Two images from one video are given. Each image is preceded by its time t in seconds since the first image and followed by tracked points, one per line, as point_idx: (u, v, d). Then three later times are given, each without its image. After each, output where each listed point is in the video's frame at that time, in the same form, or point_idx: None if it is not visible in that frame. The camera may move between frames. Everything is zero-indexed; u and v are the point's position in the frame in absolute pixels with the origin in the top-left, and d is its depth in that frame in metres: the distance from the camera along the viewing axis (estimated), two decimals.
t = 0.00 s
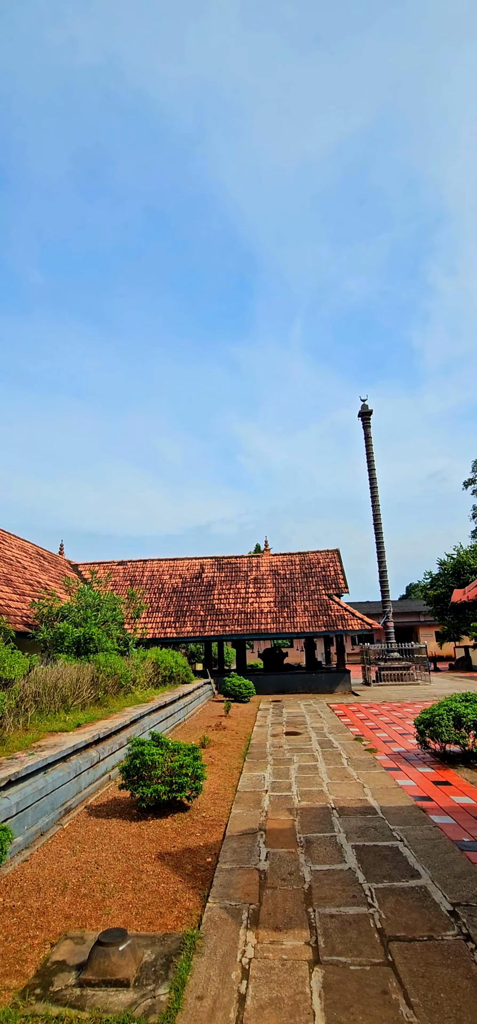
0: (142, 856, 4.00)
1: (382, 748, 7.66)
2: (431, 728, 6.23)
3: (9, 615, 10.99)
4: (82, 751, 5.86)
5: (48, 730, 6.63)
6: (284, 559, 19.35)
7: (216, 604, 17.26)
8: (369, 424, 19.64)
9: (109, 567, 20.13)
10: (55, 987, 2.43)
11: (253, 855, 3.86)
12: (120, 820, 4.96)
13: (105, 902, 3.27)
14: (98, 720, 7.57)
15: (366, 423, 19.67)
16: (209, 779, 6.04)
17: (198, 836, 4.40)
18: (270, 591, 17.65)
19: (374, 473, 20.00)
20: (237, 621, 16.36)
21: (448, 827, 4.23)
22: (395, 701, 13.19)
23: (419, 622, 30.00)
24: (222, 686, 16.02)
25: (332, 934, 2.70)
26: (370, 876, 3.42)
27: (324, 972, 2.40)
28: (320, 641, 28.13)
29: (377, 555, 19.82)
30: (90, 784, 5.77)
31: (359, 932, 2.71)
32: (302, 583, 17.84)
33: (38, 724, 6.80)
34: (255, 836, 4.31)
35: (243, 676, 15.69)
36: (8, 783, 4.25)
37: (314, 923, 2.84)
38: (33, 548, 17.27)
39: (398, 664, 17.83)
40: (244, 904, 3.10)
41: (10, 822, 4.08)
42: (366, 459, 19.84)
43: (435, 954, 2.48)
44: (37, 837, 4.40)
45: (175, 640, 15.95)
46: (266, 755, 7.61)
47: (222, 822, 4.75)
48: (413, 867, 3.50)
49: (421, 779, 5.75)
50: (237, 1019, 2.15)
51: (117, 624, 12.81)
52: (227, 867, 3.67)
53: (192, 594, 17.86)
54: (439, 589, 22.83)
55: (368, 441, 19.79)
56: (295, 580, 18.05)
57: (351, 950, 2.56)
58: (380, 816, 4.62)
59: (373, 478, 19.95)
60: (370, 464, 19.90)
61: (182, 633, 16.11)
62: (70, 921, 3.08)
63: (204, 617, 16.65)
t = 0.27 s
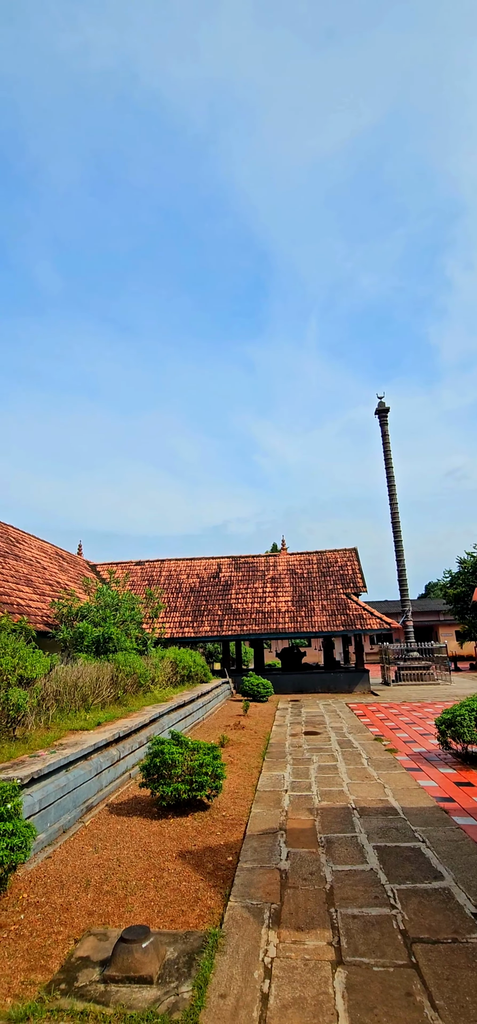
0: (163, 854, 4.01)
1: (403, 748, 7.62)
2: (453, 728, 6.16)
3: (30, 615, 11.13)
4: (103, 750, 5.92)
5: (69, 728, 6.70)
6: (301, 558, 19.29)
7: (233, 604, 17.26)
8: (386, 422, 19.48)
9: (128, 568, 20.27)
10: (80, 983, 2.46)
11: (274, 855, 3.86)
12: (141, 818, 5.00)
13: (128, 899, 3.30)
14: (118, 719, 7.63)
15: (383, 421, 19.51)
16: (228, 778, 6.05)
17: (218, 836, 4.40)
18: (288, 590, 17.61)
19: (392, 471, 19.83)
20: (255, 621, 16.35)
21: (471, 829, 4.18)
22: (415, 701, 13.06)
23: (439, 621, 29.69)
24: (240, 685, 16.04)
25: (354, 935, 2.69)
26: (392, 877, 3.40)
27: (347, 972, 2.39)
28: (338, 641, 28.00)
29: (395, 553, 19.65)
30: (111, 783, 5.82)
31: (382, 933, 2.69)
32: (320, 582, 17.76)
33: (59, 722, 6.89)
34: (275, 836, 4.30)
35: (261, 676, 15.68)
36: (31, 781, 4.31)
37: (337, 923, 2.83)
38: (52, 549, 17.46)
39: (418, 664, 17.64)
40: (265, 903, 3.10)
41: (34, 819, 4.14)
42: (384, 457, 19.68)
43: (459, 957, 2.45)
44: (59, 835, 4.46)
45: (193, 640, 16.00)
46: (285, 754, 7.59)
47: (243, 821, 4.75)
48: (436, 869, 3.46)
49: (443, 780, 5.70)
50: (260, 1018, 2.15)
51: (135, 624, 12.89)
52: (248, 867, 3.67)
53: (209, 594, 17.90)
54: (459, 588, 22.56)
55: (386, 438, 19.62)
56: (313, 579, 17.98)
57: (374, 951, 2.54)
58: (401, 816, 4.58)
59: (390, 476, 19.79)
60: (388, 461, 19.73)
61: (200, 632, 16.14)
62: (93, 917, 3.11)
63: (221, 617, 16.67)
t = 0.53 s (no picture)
0: (182, 853, 4.03)
1: (423, 748, 7.56)
2: (473, 728, 6.08)
3: (48, 614, 11.24)
4: (121, 748, 5.96)
5: (88, 727, 6.76)
6: (317, 557, 19.22)
7: (249, 603, 17.25)
8: (402, 419, 19.32)
9: (144, 567, 20.38)
10: (101, 979, 2.48)
11: (293, 854, 3.85)
12: (160, 817, 5.02)
13: (148, 896, 3.33)
14: (136, 718, 7.68)
15: (399, 418, 19.35)
16: (246, 778, 6.04)
17: (236, 835, 4.39)
18: (304, 590, 17.55)
19: (408, 469, 19.66)
20: (271, 620, 16.32)
21: None
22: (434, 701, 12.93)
23: (458, 621, 29.37)
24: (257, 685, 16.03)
25: (375, 936, 2.68)
26: (414, 878, 3.36)
27: (369, 973, 2.38)
28: (356, 641, 27.84)
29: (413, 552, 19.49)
30: (130, 781, 5.86)
31: (404, 934, 2.67)
32: (336, 581, 17.67)
33: (78, 721, 6.95)
34: (294, 836, 4.29)
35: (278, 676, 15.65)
36: (51, 779, 4.36)
37: (357, 924, 2.81)
38: (70, 549, 17.62)
39: (437, 663, 17.47)
40: (285, 903, 3.10)
41: (54, 816, 4.18)
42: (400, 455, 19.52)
43: None
44: (80, 832, 4.50)
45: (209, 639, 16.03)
46: (303, 754, 7.56)
47: (261, 821, 4.74)
48: (457, 871, 3.42)
49: (464, 781, 5.63)
50: (281, 1018, 2.15)
51: (152, 624, 12.95)
52: (268, 866, 3.67)
53: (225, 593, 17.92)
54: None
55: (402, 436, 19.47)
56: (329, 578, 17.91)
57: (396, 953, 2.52)
58: (421, 817, 4.54)
59: (407, 474, 19.63)
60: (405, 459, 19.57)
61: (216, 632, 16.16)
62: (114, 914, 3.14)
63: (238, 616, 16.67)
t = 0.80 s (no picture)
0: (200, 852, 4.04)
1: (441, 748, 7.52)
2: None
3: (65, 613, 11.35)
4: (138, 747, 6.00)
5: (106, 725, 6.82)
6: (332, 556, 19.14)
7: (265, 603, 17.23)
8: (418, 416, 19.14)
9: (160, 567, 20.48)
10: (121, 975, 2.50)
11: (311, 854, 3.84)
12: (177, 815, 5.04)
13: (166, 894, 3.34)
14: (153, 717, 7.72)
15: (414, 415, 19.18)
16: (263, 777, 6.04)
17: (253, 834, 4.39)
18: (319, 589, 17.49)
19: (424, 467, 19.48)
20: (287, 619, 16.29)
21: None
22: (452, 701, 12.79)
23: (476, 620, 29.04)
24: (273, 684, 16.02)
25: (395, 937, 2.66)
26: (433, 880, 3.34)
27: (389, 975, 2.36)
28: (372, 640, 27.66)
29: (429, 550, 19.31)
30: (147, 779, 5.89)
31: (424, 936, 2.65)
32: (352, 580, 17.58)
33: (95, 720, 7.00)
34: (312, 836, 4.27)
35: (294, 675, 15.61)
36: (70, 776, 4.40)
37: (376, 925, 2.80)
38: (86, 549, 17.77)
39: (454, 663, 17.29)
40: (303, 903, 3.09)
41: (73, 813, 4.23)
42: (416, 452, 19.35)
43: None
44: (98, 829, 4.54)
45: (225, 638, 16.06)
46: (319, 753, 7.53)
47: (278, 820, 4.73)
48: None
49: None
50: (301, 1018, 2.14)
51: (168, 623, 13.01)
52: (286, 866, 3.66)
53: (241, 593, 17.92)
54: None
55: (418, 433, 19.29)
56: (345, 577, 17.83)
57: (416, 955, 2.50)
58: (440, 818, 4.50)
59: (423, 471, 19.45)
60: (420, 457, 19.39)
61: (231, 632, 16.17)
62: (133, 911, 3.16)
63: (253, 615, 16.66)
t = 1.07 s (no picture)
0: (216, 851, 4.04)
1: (458, 748, 7.52)
2: None
3: (81, 613, 11.44)
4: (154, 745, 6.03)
5: (122, 724, 6.86)
6: (347, 555, 19.05)
7: (279, 602, 17.21)
8: (433, 414, 18.96)
9: (174, 567, 20.56)
10: (139, 972, 2.51)
11: (327, 854, 3.83)
12: (193, 813, 5.06)
13: (183, 893, 3.35)
14: (168, 716, 7.75)
15: (429, 413, 19.00)
16: (279, 777, 6.03)
17: (269, 834, 4.38)
18: (334, 588, 17.42)
19: (440, 464, 19.30)
20: (301, 619, 16.25)
21: None
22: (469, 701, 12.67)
23: None
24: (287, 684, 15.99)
25: (413, 939, 2.64)
26: (452, 882, 3.31)
27: (407, 977, 2.35)
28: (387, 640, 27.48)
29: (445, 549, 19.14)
30: (163, 777, 5.92)
31: (443, 938, 2.63)
32: (367, 580, 17.49)
33: (111, 718, 7.05)
34: (328, 836, 4.26)
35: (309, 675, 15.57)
36: (87, 774, 4.44)
37: (394, 926, 2.78)
38: (100, 549, 17.89)
39: (471, 663, 17.12)
40: (320, 903, 3.08)
41: (90, 810, 4.26)
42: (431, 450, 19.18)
43: None
44: (115, 827, 4.57)
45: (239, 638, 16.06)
46: (335, 753, 7.50)
47: (294, 820, 4.73)
48: None
49: None
50: (319, 1018, 2.14)
51: (182, 622, 13.04)
52: (302, 865, 3.66)
53: (255, 592, 17.92)
54: None
55: (433, 431, 19.11)
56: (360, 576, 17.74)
57: (435, 956, 2.49)
58: (458, 819, 4.46)
59: (438, 469, 19.27)
60: (436, 454, 19.22)
61: (246, 631, 16.17)
62: (150, 909, 3.17)
63: (267, 615, 16.64)
